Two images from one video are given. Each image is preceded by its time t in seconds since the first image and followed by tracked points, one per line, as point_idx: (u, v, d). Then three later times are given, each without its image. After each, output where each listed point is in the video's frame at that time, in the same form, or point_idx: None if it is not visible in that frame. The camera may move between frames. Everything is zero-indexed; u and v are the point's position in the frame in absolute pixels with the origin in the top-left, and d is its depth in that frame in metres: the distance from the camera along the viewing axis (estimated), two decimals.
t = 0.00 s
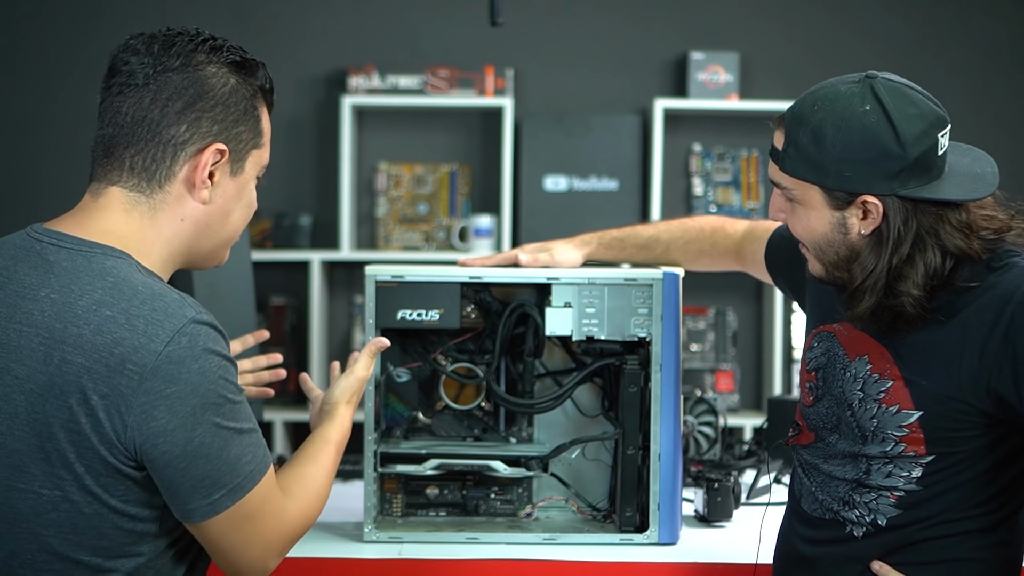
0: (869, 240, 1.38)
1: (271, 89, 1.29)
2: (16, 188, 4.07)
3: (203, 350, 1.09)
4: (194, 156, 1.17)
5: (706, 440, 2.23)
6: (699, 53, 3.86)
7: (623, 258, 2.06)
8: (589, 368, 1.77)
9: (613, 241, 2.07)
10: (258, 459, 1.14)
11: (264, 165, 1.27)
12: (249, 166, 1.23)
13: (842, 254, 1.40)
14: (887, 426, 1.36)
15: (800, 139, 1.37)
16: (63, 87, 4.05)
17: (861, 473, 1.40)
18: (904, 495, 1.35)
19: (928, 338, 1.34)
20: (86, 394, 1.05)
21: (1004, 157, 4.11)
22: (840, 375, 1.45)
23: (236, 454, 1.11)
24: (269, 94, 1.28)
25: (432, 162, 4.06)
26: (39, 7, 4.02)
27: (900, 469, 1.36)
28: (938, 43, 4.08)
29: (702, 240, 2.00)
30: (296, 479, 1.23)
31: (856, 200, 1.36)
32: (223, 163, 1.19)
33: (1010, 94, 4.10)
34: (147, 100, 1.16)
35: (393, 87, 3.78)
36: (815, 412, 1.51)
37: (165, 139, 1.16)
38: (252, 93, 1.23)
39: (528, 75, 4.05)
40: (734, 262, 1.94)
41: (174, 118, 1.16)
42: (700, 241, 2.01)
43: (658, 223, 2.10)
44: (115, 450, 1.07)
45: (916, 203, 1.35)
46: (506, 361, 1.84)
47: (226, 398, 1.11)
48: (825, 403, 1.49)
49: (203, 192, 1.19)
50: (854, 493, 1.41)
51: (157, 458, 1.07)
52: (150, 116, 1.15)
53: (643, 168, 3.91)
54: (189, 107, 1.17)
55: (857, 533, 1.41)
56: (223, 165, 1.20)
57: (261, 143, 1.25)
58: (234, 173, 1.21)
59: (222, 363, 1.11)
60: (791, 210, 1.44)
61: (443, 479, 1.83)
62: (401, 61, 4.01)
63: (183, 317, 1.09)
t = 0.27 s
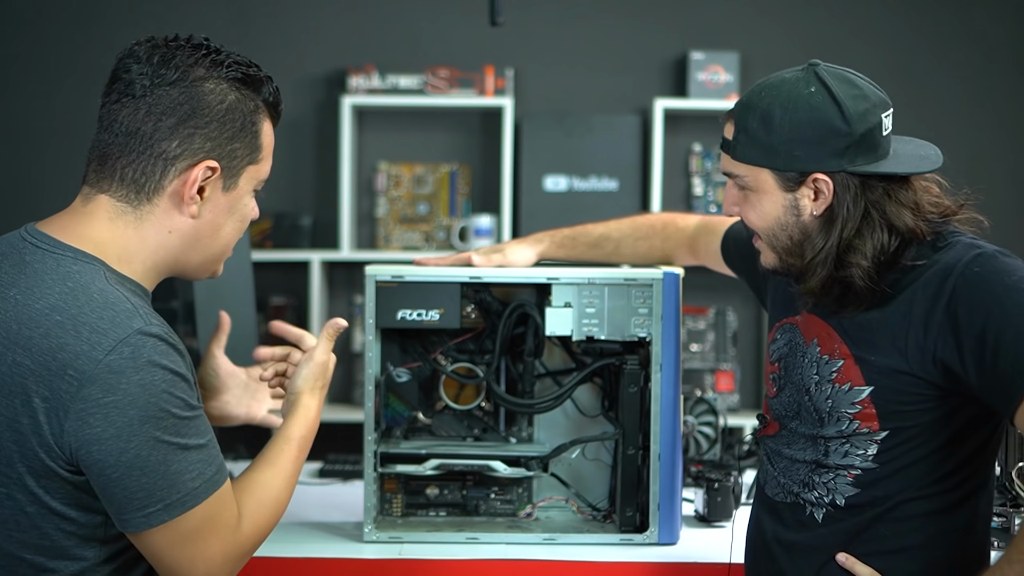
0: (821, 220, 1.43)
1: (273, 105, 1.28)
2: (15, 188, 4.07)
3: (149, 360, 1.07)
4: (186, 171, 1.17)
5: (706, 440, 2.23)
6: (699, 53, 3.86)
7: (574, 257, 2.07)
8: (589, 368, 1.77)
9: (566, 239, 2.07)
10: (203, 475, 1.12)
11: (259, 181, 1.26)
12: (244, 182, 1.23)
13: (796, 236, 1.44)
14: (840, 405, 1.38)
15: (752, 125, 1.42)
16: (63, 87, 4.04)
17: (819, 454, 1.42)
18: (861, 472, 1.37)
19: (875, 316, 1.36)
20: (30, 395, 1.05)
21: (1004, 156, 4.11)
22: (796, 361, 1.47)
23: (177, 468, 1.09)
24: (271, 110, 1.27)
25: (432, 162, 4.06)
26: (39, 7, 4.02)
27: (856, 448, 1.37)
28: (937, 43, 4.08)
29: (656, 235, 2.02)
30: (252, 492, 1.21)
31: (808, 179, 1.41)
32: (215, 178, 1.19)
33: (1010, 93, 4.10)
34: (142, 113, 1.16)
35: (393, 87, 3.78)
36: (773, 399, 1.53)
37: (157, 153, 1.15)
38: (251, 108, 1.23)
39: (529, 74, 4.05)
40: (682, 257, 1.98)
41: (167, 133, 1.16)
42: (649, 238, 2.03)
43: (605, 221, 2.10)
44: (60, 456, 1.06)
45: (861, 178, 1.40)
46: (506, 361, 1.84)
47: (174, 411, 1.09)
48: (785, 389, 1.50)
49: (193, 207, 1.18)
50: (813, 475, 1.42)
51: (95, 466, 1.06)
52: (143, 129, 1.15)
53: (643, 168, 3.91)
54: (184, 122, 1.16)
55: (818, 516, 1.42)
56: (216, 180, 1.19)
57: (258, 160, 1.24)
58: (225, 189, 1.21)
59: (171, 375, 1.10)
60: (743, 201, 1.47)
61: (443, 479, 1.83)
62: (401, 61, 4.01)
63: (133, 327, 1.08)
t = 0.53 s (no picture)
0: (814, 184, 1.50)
1: (262, 98, 1.30)
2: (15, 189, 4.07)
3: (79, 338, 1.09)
4: (171, 163, 1.19)
5: (706, 440, 2.22)
6: (699, 53, 3.86)
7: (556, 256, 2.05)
8: (589, 368, 1.77)
9: (548, 238, 2.05)
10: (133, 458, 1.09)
11: (251, 170, 1.28)
12: (231, 173, 1.25)
13: (800, 203, 1.47)
14: (803, 391, 1.42)
15: (742, 103, 1.47)
16: (63, 87, 4.04)
17: (788, 441, 1.44)
18: (830, 454, 1.38)
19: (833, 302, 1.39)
20: None
21: (1004, 156, 4.11)
22: (764, 354, 1.51)
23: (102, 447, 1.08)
24: (259, 103, 1.30)
25: (432, 162, 4.05)
26: (39, 7, 4.02)
27: (822, 433, 1.39)
28: (937, 43, 4.08)
29: (639, 233, 2.04)
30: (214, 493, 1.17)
31: (802, 143, 1.50)
32: (201, 169, 1.21)
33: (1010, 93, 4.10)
34: (127, 109, 1.19)
35: (394, 87, 3.78)
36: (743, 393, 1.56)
37: (142, 146, 1.19)
38: (234, 99, 1.25)
39: (529, 75, 4.05)
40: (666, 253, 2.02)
41: (151, 127, 1.19)
42: (629, 237, 2.06)
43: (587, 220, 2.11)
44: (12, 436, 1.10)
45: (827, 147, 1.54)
46: (505, 361, 1.84)
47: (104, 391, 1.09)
48: (752, 381, 1.54)
49: (179, 197, 1.21)
50: (784, 462, 1.44)
51: (30, 442, 1.08)
52: (127, 124, 1.19)
53: (643, 168, 3.91)
54: (167, 115, 1.19)
55: (792, 502, 1.42)
56: (202, 171, 1.22)
57: (245, 151, 1.26)
58: (213, 179, 1.23)
59: (103, 354, 1.10)
60: (742, 185, 1.47)
61: (443, 479, 1.83)
62: (401, 61, 4.01)
63: (65, 307, 1.11)
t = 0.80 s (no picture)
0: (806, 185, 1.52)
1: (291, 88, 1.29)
2: (16, 189, 4.07)
3: (110, 307, 1.10)
4: (195, 152, 1.20)
5: (706, 440, 2.22)
6: (699, 53, 3.86)
7: (565, 257, 2.07)
8: (589, 368, 1.77)
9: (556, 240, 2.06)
10: (136, 431, 1.08)
11: (280, 159, 1.27)
12: (257, 161, 1.24)
13: (801, 199, 1.48)
14: (793, 387, 1.41)
15: (729, 108, 1.49)
16: (64, 87, 4.05)
17: (780, 437, 1.44)
18: (822, 448, 1.38)
19: (821, 298, 1.38)
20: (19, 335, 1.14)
21: (1004, 156, 4.11)
22: (754, 350, 1.50)
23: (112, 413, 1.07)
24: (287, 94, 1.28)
25: (432, 162, 4.05)
26: (39, 8, 4.02)
27: (813, 429, 1.38)
28: (937, 43, 4.08)
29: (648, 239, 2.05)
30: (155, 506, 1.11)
31: (786, 146, 1.52)
32: (224, 158, 1.21)
33: (1010, 93, 4.10)
34: (154, 104, 1.20)
35: (394, 87, 3.78)
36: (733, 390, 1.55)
37: (169, 137, 1.19)
38: (257, 91, 1.24)
39: (529, 75, 4.05)
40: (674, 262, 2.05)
41: (176, 117, 1.19)
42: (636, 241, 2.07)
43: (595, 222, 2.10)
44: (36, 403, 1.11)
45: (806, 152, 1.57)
46: (505, 361, 1.84)
47: (121, 363, 1.08)
48: (741, 378, 1.53)
49: (206, 184, 1.21)
50: (777, 457, 1.43)
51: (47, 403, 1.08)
52: (155, 118, 1.20)
53: (643, 168, 3.91)
54: (190, 106, 1.20)
55: (785, 498, 1.42)
56: (227, 160, 1.21)
57: (271, 138, 1.25)
58: (238, 167, 1.22)
59: (130, 327, 1.10)
60: (750, 187, 1.46)
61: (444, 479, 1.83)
62: (401, 61, 4.01)
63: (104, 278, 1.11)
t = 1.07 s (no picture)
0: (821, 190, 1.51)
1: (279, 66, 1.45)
2: (15, 189, 4.07)
3: (120, 278, 1.25)
4: (202, 150, 1.40)
5: (706, 440, 2.22)
6: (699, 53, 3.86)
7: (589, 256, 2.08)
8: (589, 368, 1.77)
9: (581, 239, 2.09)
10: (98, 386, 1.19)
11: (285, 128, 1.41)
12: (259, 135, 1.40)
13: (816, 202, 1.48)
14: (807, 394, 1.41)
15: (747, 111, 1.49)
16: (64, 87, 4.05)
17: (791, 443, 1.45)
18: (833, 455, 1.39)
19: (839, 303, 1.38)
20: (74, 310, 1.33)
21: (1005, 156, 4.11)
22: (769, 356, 1.51)
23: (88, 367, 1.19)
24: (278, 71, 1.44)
25: (432, 162, 4.06)
26: (39, 7, 4.02)
27: (825, 437, 1.39)
28: (937, 43, 4.08)
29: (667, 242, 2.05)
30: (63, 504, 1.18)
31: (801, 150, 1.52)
32: (227, 145, 1.39)
33: (1010, 93, 4.10)
34: (169, 125, 1.43)
35: (393, 87, 3.77)
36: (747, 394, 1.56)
37: (182, 148, 1.41)
38: (241, 75, 1.41)
39: (529, 75, 4.05)
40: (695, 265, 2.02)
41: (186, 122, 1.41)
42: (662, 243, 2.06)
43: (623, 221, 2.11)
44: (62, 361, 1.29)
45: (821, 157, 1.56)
46: (506, 361, 1.84)
47: (113, 326, 1.21)
48: (755, 383, 1.55)
49: (224, 173, 1.40)
50: (787, 462, 1.45)
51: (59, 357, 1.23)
52: (173, 136, 1.43)
53: (643, 168, 3.91)
54: (189, 112, 1.40)
55: (794, 502, 1.44)
56: (229, 146, 1.39)
57: (266, 111, 1.40)
58: (241, 147, 1.39)
59: (134, 296, 1.24)
60: (765, 190, 1.45)
61: (444, 479, 1.83)
62: (401, 61, 4.01)
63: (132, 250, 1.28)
